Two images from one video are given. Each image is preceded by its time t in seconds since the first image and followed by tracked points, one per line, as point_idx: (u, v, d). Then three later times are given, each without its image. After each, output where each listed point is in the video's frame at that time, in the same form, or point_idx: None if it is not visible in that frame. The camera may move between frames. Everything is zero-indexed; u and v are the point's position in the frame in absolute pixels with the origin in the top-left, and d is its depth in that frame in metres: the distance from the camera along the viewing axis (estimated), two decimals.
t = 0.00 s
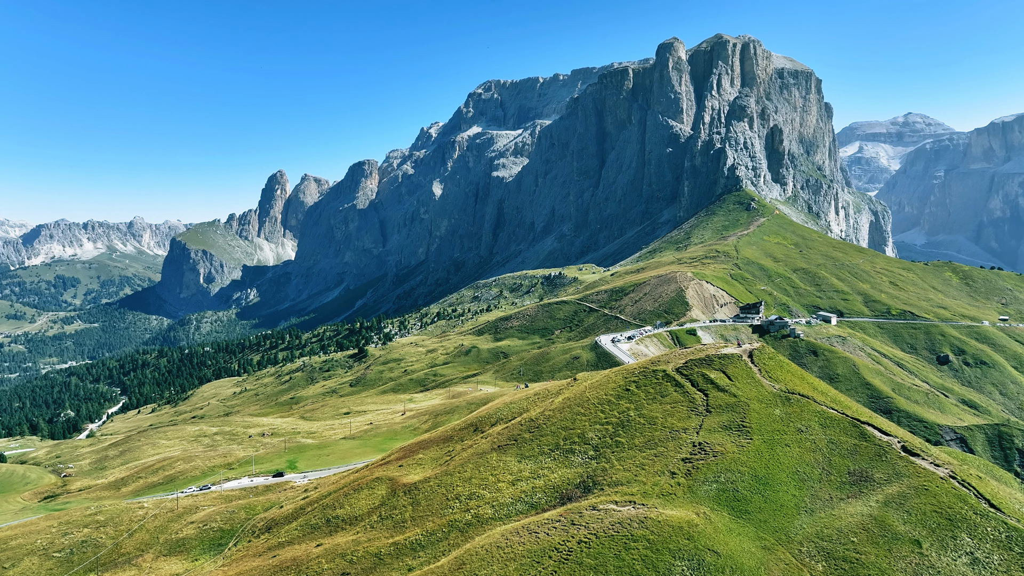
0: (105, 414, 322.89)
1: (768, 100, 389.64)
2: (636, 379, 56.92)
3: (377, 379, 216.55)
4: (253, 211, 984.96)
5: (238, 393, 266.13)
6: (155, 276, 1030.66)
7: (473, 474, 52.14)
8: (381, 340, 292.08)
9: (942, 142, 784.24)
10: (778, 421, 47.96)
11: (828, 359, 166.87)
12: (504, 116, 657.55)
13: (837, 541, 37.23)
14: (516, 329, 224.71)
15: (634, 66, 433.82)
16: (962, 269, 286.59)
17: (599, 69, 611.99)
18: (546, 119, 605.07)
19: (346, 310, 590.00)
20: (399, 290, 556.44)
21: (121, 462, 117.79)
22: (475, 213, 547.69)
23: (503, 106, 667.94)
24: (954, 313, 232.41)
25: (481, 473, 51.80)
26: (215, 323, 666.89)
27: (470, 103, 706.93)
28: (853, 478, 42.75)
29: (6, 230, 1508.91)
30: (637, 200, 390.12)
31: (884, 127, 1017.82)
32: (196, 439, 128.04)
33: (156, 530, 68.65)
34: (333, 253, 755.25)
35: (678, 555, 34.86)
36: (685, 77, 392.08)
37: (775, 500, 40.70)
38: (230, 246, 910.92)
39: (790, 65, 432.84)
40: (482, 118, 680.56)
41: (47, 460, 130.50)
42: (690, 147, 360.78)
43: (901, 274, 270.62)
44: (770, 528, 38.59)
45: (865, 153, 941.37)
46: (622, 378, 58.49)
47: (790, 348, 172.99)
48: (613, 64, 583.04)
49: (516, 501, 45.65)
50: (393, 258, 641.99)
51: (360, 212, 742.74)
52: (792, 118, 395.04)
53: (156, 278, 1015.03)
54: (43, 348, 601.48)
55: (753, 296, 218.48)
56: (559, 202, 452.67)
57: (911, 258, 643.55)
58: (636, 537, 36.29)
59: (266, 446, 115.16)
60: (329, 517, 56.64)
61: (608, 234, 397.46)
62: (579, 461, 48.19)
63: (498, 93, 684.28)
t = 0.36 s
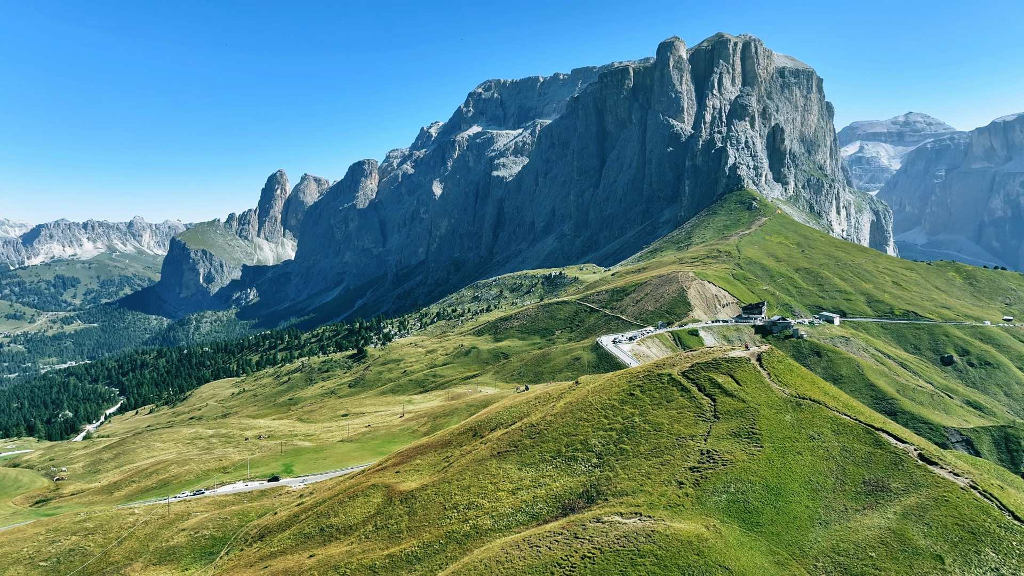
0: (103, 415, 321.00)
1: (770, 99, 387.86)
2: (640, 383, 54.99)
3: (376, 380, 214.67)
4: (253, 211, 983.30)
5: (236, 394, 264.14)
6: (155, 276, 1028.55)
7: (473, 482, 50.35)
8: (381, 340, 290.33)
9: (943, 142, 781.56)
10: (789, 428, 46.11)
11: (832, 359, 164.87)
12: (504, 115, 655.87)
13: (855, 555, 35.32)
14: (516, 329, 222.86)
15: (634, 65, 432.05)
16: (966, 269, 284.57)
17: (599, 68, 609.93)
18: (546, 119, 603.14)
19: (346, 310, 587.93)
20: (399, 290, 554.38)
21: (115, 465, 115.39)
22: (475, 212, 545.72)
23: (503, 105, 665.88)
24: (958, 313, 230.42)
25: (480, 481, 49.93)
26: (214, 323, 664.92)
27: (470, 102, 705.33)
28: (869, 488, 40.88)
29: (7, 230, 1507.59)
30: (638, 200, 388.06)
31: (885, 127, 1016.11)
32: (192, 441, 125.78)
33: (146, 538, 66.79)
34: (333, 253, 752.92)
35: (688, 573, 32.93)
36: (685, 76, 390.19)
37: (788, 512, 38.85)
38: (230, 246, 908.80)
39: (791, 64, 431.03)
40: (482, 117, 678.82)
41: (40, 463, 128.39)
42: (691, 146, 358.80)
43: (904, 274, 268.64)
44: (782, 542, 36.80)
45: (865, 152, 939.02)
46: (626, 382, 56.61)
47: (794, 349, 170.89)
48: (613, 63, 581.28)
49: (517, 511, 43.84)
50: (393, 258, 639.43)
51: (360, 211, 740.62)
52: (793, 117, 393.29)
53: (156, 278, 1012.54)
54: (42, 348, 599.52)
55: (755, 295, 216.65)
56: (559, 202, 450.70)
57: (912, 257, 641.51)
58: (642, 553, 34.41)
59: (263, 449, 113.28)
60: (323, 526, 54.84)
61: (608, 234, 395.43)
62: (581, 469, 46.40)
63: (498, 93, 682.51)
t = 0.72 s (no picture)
0: (101, 416, 318.98)
1: (771, 98, 385.98)
2: (645, 388, 52.96)
3: (375, 381, 212.62)
4: (253, 211, 981.53)
5: (235, 394, 262.02)
6: (155, 276, 1026.51)
7: (471, 492, 48.34)
8: (380, 340, 288.24)
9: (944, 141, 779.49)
10: (802, 434, 44.18)
11: (836, 360, 163.07)
12: (504, 114, 653.82)
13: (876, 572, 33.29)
14: (516, 329, 220.82)
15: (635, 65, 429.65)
16: (970, 269, 282.13)
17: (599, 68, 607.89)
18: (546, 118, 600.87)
19: (346, 310, 585.97)
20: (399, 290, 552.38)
21: (109, 469, 113.32)
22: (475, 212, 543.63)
23: (503, 105, 664.50)
24: (962, 314, 228.48)
25: (479, 491, 47.93)
26: (214, 323, 663.07)
27: (470, 102, 703.81)
28: (888, 500, 38.85)
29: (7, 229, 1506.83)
30: (638, 199, 385.82)
31: (886, 126, 1014.34)
32: (187, 444, 123.65)
33: (134, 547, 64.91)
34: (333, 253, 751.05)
35: None
36: (686, 75, 387.76)
37: (804, 526, 36.82)
38: (230, 246, 907.16)
39: (792, 63, 429.23)
40: (482, 117, 676.85)
41: (32, 466, 126.13)
42: (692, 145, 356.72)
43: (907, 274, 266.57)
44: (798, 558, 34.76)
45: (866, 151, 937.07)
46: (632, 386, 54.54)
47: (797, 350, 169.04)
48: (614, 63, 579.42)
49: (517, 523, 41.83)
50: (393, 258, 636.72)
51: (360, 211, 738.21)
52: (794, 116, 391.47)
53: (156, 277, 1010.96)
54: (42, 348, 597.86)
55: (757, 296, 214.65)
56: (560, 201, 448.52)
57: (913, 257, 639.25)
58: (651, 571, 32.26)
59: (258, 453, 111.37)
60: (317, 536, 52.84)
61: (609, 234, 393.46)
62: (585, 479, 44.42)
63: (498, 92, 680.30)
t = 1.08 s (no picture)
0: (99, 417, 317.30)
1: (772, 98, 384.25)
2: (651, 394, 51.01)
3: (374, 382, 210.69)
4: (253, 211, 980.14)
5: (233, 396, 260.18)
6: (155, 276, 1024.75)
7: (469, 502, 46.44)
8: (379, 341, 286.27)
9: (945, 141, 777.36)
10: (816, 444, 42.19)
11: (840, 362, 161.24)
12: (504, 114, 652.02)
13: None
14: (517, 330, 218.73)
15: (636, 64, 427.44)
16: (973, 269, 280.04)
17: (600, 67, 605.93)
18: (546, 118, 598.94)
19: (346, 310, 584.19)
20: (399, 290, 550.75)
21: (102, 474, 111.20)
22: (475, 212, 541.82)
23: (503, 104, 663.02)
24: (966, 314, 226.53)
25: (478, 501, 46.02)
26: (213, 323, 661.50)
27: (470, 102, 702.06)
28: (908, 514, 36.82)
29: (7, 230, 1506.76)
30: (639, 200, 383.79)
31: (886, 126, 1013.11)
32: (182, 448, 121.53)
33: (123, 557, 63.01)
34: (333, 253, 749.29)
35: None
36: (687, 74, 385.41)
37: (821, 543, 34.80)
38: (230, 246, 905.21)
39: (793, 62, 427.44)
40: (482, 117, 675.13)
41: (25, 469, 123.78)
42: (693, 145, 354.77)
43: (910, 274, 264.57)
44: None
45: (867, 151, 935.37)
46: (636, 393, 52.57)
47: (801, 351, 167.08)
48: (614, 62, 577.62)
49: (517, 537, 39.86)
50: (393, 258, 634.33)
51: (360, 211, 736.14)
52: (795, 116, 389.79)
53: (156, 278, 1008.92)
54: (42, 348, 596.71)
55: (760, 296, 212.79)
56: (560, 201, 446.62)
57: (914, 256, 635.95)
58: None
59: (254, 457, 109.34)
60: (310, 547, 50.89)
61: (609, 234, 391.77)
62: (588, 489, 42.50)
63: (498, 92, 678.53)
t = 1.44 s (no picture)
0: (96, 418, 315.08)
1: (773, 97, 382.19)
2: (657, 400, 48.99)
3: (373, 384, 208.69)
4: (253, 211, 978.31)
5: (231, 397, 258.09)
6: (155, 276, 1022.79)
7: (468, 513, 44.38)
8: (378, 342, 284.17)
9: (946, 140, 775.57)
10: (832, 454, 40.18)
11: (844, 363, 159.32)
12: (504, 114, 650.00)
13: None
14: (517, 331, 216.64)
15: (636, 63, 425.35)
16: (977, 269, 278.16)
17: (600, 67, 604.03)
18: (547, 117, 596.66)
19: (346, 310, 582.22)
20: (399, 290, 548.67)
21: (94, 478, 109.14)
22: (475, 212, 539.52)
23: (504, 104, 661.38)
24: (971, 315, 224.53)
25: (477, 513, 43.92)
26: (213, 323, 659.56)
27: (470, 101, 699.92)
28: (932, 530, 34.69)
29: (6, 229, 1505.24)
30: (640, 199, 381.53)
31: (887, 126, 1011.35)
32: (177, 451, 119.52)
33: (110, 568, 61.04)
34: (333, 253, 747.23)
35: None
36: (688, 73, 383.16)
37: (841, 562, 32.70)
38: (229, 246, 902.93)
39: (795, 61, 425.70)
40: (482, 116, 673.09)
41: (16, 474, 121.53)
42: (694, 144, 352.77)
43: (913, 274, 262.66)
44: None
45: (867, 151, 933.54)
46: (643, 399, 50.53)
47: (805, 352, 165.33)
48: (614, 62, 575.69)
49: (518, 553, 37.80)
50: (393, 258, 631.51)
51: (359, 211, 733.67)
52: (796, 115, 387.87)
53: (155, 277, 1006.85)
54: (41, 348, 594.65)
55: (762, 296, 210.76)
56: (560, 201, 444.31)
57: (914, 256, 634.38)
58: None
59: (249, 461, 107.23)
60: (301, 560, 48.80)
61: (610, 233, 389.73)
62: (593, 501, 40.43)
63: (498, 92, 676.74)
